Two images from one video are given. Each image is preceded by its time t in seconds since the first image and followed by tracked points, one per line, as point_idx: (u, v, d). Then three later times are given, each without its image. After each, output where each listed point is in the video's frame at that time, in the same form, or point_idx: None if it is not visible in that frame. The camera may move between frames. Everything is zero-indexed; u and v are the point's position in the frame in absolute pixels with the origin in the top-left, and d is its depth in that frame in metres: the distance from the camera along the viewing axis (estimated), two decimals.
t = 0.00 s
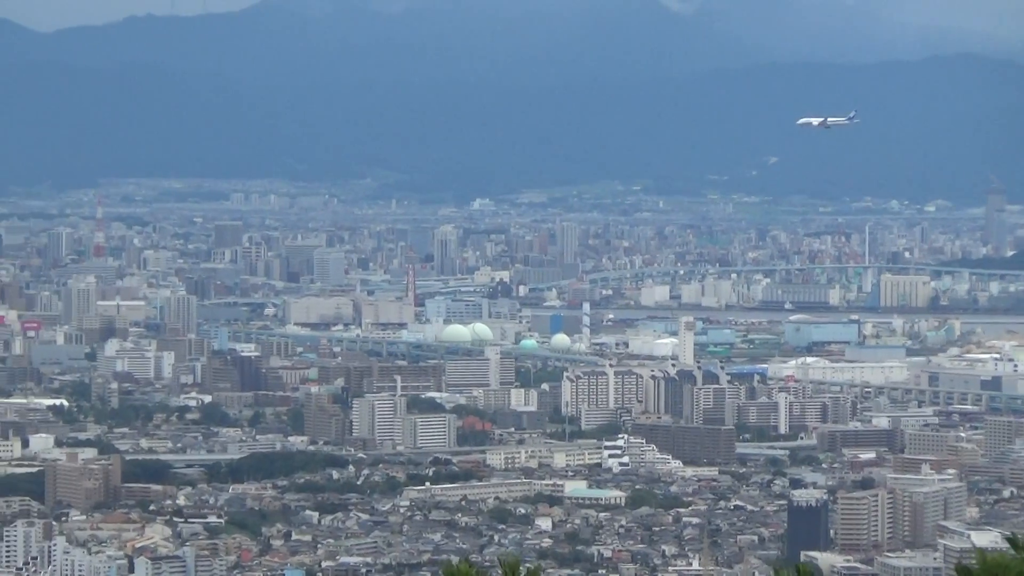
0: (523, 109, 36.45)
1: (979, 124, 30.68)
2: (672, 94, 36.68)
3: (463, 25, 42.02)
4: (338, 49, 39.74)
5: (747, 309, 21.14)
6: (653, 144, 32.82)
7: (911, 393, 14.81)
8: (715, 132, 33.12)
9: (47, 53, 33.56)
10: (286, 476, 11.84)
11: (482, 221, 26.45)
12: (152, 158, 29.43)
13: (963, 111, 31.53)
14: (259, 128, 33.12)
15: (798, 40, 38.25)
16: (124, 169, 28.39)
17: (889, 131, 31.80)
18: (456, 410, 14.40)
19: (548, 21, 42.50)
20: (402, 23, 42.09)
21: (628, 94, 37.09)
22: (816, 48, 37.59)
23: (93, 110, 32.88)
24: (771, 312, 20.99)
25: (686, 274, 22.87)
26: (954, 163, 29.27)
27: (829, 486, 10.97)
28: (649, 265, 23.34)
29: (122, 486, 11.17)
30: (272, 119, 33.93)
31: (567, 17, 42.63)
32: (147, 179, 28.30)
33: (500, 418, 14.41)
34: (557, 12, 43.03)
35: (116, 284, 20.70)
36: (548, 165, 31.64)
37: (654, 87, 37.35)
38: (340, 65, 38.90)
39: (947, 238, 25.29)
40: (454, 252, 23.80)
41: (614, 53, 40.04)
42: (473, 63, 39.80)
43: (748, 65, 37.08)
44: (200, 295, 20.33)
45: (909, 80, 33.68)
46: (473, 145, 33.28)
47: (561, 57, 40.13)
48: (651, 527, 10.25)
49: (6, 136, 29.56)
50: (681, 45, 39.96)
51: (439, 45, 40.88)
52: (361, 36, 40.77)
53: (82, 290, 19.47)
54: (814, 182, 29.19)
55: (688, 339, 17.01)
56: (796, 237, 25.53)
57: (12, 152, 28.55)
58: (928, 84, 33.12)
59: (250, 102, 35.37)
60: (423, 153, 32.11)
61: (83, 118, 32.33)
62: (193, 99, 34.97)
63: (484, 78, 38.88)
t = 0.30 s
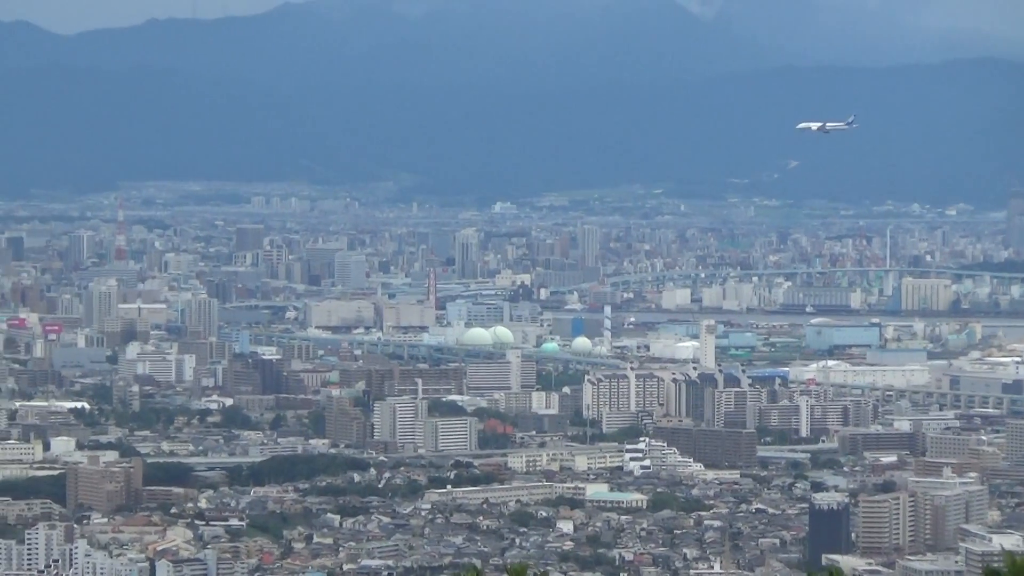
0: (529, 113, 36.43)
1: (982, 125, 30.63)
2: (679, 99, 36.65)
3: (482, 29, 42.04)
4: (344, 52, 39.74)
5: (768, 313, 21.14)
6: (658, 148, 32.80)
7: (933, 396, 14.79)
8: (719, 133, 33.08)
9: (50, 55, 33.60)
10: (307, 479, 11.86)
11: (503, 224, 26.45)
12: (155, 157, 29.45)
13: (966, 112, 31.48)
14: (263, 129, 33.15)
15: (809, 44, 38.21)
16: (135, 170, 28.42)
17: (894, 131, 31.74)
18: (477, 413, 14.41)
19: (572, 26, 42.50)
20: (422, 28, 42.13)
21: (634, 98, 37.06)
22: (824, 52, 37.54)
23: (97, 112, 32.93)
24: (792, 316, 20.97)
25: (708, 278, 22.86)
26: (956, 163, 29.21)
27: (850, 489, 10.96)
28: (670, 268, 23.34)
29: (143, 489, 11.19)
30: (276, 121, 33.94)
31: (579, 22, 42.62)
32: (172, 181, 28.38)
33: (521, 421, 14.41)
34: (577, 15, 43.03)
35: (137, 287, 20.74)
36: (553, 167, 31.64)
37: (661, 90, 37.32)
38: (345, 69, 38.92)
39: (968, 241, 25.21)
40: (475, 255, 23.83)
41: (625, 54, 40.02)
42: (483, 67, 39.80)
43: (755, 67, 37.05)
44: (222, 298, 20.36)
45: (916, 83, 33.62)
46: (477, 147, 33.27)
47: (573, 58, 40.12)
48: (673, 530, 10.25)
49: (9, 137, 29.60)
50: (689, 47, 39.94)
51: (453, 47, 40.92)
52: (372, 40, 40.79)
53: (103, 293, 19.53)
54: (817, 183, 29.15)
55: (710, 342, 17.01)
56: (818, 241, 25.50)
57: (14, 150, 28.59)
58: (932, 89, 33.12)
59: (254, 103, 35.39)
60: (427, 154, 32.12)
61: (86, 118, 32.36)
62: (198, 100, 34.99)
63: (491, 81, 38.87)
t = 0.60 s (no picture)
0: (540, 114, 36.40)
1: (980, 122, 30.44)
2: (686, 103, 36.56)
3: (500, 29, 42.02)
4: (350, 54, 39.68)
5: (788, 313, 21.14)
6: (660, 150, 32.72)
7: (952, 397, 14.78)
8: (723, 134, 32.97)
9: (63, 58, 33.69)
10: (326, 479, 11.87)
11: (522, 224, 26.47)
12: (152, 152, 29.43)
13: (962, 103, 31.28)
14: (264, 130, 33.12)
15: (819, 39, 38.06)
16: (149, 167, 28.45)
17: (894, 127, 31.58)
18: (496, 414, 14.43)
19: (593, 27, 42.52)
20: (442, 28, 42.14)
21: (641, 102, 36.95)
22: (831, 54, 37.39)
23: (99, 112, 32.92)
24: (811, 317, 20.96)
25: (727, 278, 22.87)
26: (965, 162, 29.11)
27: (869, 490, 10.96)
28: (689, 268, 23.34)
29: (162, 488, 11.21)
30: (286, 121, 33.96)
31: (595, 24, 42.58)
32: (194, 182, 28.47)
33: (540, 422, 14.42)
34: (596, 15, 43.03)
35: (157, 287, 20.80)
36: (554, 168, 31.57)
37: (669, 96, 37.23)
38: (352, 70, 38.87)
39: (988, 242, 25.14)
40: (494, 255, 23.87)
41: (636, 57, 39.93)
42: (489, 68, 39.74)
43: (764, 66, 36.92)
44: (241, 298, 20.40)
45: (920, 82, 33.45)
46: (478, 146, 33.19)
47: (583, 58, 40.08)
48: (691, 530, 10.26)
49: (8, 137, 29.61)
50: (700, 48, 39.77)
51: (468, 49, 40.92)
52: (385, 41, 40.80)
53: (122, 293, 19.58)
54: (810, 184, 29.06)
55: (729, 343, 17.01)
56: (837, 242, 25.48)
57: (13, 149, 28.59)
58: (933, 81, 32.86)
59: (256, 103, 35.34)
60: (427, 154, 32.06)
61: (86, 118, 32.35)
62: (200, 101, 34.96)
63: (498, 82, 38.80)
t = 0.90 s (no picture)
0: (556, 114, 36.34)
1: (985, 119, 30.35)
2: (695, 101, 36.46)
3: (519, 28, 41.97)
4: (358, 53, 39.64)
5: (810, 312, 21.13)
6: (672, 150, 32.63)
7: (975, 396, 14.76)
8: (730, 131, 32.88)
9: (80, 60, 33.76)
10: (348, 478, 11.89)
11: (545, 223, 26.48)
12: (154, 149, 29.42)
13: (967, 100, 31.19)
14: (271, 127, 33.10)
15: (837, 37, 37.94)
16: (162, 165, 28.47)
17: (907, 123, 31.47)
18: (518, 412, 14.43)
19: (615, 26, 42.44)
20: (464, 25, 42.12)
21: (650, 101, 36.87)
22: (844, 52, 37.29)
23: (112, 112, 32.95)
24: (833, 316, 20.93)
25: (749, 277, 22.86)
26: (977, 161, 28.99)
27: (891, 489, 10.95)
28: (712, 267, 23.33)
29: (184, 486, 11.24)
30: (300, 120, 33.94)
31: (614, 24, 42.52)
32: (215, 180, 28.47)
33: (563, 420, 14.42)
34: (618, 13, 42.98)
35: (179, 285, 20.84)
36: (557, 167, 31.52)
37: (679, 95, 37.14)
38: (359, 68, 38.82)
39: (1011, 240, 25.05)
40: (517, 253, 23.89)
41: (653, 58, 39.83)
42: (502, 66, 39.70)
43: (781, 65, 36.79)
44: (263, 296, 20.42)
45: (937, 79, 33.31)
46: (486, 145, 33.14)
47: (599, 57, 40.01)
48: (713, 529, 10.26)
49: (10, 137, 29.61)
50: (712, 46, 39.69)
51: (484, 48, 40.91)
52: (399, 39, 40.80)
53: (145, 292, 19.62)
54: (820, 183, 28.97)
55: (751, 341, 17.00)
56: (859, 241, 25.43)
57: (17, 150, 28.62)
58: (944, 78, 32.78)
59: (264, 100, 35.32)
60: (437, 152, 32.02)
61: (86, 116, 32.33)
62: (211, 100, 34.96)
63: (510, 81, 38.76)
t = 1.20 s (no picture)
0: (569, 115, 36.29)
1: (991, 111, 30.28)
2: (709, 101, 36.39)
3: (538, 28, 41.96)
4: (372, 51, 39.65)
5: (832, 310, 21.15)
6: (684, 149, 32.56)
7: (997, 394, 14.76)
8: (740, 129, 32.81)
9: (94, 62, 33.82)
10: (370, 476, 11.91)
11: (566, 220, 26.50)
12: (163, 146, 29.40)
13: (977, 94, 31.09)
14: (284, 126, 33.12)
15: (852, 34, 37.83)
16: (175, 162, 28.50)
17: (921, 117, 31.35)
18: (540, 410, 14.45)
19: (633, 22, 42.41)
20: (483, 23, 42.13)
21: (664, 100, 36.80)
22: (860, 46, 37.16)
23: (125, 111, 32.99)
24: (855, 313, 20.95)
25: (771, 274, 22.88)
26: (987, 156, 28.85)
27: (913, 486, 10.95)
28: (734, 265, 23.35)
29: (206, 484, 11.27)
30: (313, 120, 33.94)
31: (633, 22, 42.49)
32: (234, 178, 28.50)
33: (584, 417, 14.44)
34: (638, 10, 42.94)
35: (201, 283, 20.90)
36: (567, 164, 31.48)
37: (693, 96, 37.07)
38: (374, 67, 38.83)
39: None
40: (539, 250, 23.93)
41: (669, 59, 39.76)
42: (517, 65, 39.66)
43: (794, 62, 36.69)
44: (285, 294, 20.46)
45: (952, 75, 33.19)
46: (497, 144, 33.10)
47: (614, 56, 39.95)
48: (735, 526, 10.26)
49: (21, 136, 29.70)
50: (722, 45, 39.66)
51: (500, 45, 40.87)
52: (413, 39, 40.78)
53: (167, 291, 19.67)
54: (832, 182, 28.88)
55: (773, 339, 17.01)
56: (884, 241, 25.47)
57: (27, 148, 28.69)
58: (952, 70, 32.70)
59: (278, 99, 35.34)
60: (449, 150, 31.98)
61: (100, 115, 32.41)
62: (223, 98, 34.98)
63: (526, 80, 38.72)
